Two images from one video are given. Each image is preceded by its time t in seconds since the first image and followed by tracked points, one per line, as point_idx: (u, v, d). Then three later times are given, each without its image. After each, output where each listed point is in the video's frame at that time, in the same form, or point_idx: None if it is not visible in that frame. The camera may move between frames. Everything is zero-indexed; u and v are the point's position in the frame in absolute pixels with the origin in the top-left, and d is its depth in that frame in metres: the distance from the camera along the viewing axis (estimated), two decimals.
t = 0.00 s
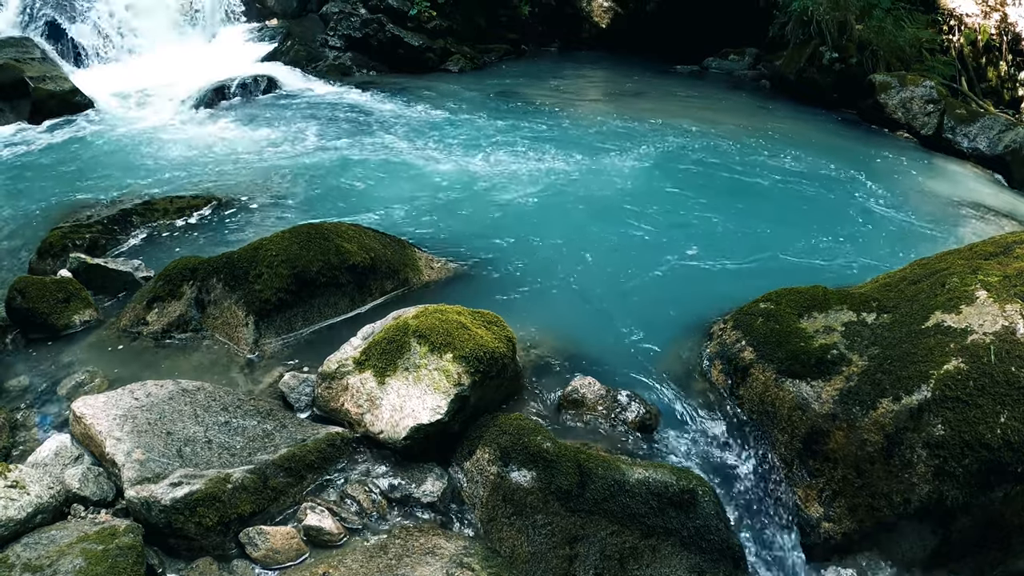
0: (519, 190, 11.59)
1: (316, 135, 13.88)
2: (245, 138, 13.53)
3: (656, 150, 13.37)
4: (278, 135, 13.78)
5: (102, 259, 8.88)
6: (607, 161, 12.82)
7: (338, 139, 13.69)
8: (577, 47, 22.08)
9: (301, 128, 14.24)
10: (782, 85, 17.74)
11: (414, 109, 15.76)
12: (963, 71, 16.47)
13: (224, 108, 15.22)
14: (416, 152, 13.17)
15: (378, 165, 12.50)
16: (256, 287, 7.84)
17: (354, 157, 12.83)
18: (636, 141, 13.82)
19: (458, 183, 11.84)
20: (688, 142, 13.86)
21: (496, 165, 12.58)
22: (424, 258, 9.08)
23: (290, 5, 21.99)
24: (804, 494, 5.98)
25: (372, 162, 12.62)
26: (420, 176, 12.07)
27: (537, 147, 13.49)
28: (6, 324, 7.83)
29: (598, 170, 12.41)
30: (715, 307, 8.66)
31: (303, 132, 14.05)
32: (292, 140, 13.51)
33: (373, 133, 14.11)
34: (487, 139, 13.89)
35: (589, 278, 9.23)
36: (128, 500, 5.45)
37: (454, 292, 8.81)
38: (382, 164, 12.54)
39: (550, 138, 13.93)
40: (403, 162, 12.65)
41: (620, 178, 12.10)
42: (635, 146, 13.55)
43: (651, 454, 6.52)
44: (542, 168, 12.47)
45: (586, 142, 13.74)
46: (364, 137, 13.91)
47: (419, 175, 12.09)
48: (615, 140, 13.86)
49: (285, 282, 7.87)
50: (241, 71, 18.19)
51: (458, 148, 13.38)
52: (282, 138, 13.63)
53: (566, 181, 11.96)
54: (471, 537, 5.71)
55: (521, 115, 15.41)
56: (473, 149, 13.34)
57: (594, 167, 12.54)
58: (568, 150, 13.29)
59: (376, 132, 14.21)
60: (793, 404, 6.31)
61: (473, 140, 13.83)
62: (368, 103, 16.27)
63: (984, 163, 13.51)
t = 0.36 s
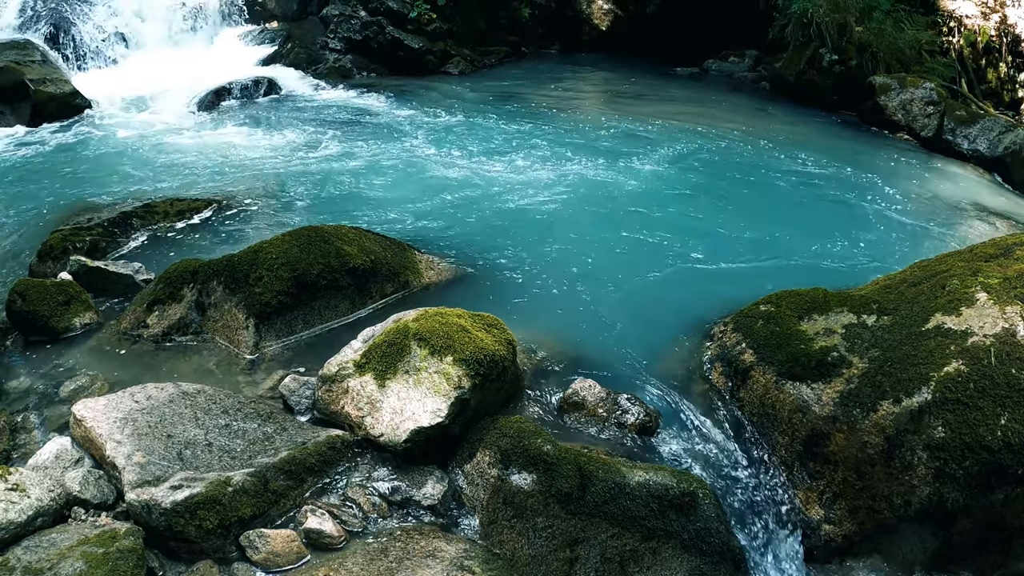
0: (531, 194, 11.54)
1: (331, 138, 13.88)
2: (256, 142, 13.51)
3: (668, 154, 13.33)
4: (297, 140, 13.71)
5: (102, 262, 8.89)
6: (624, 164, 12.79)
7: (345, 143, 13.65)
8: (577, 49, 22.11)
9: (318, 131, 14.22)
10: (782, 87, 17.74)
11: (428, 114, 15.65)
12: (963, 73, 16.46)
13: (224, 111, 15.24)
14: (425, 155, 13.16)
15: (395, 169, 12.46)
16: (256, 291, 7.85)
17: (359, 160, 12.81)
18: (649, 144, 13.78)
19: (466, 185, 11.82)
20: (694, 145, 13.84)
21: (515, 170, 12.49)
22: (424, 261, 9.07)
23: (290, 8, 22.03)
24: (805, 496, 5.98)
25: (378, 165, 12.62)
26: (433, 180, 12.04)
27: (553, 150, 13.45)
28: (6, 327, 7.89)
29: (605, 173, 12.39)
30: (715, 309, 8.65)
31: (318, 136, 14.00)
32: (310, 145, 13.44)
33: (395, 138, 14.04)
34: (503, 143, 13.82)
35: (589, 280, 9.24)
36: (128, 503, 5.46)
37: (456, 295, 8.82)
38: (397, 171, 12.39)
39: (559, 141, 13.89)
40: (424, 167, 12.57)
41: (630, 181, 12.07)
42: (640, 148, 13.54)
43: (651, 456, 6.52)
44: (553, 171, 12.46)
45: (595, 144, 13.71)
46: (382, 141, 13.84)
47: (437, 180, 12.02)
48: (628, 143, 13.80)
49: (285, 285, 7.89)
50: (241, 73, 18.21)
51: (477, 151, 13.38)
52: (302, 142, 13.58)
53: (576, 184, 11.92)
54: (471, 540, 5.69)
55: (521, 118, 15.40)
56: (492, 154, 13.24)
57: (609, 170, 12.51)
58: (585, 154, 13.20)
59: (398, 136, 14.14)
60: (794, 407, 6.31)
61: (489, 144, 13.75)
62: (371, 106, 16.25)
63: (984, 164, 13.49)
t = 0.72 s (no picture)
0: (545, 197, 11.52)
1: (336, 141, 13.83)
2: (266, 145, 13.49)
3: (681, 157, 13.32)
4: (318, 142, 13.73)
5: (103, 264, 8.90)
6: (642, 166, 12.80)
7: (359, 147, 13.58)
8: (577, 51, 22.12)
9: (325, 134, 14.27)
10: (782, 89, 17.73)
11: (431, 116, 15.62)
12: (962, 74, 16.43)
13: (223, 113, 15.21)
14: (437, 158, 13.11)
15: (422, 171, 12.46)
16: (256, 293, 7.85)
17: (365, 163, 12.78)
18: (662, 147, 13.75)
19: (475, 188, 11.80)
20: (702, 147, 13.87)
21: (536, 175, 12.38)
22: (424, 263, 9.07)
23: (290, 10, 22.01)
24: (805, 498, 5.98)
25: (390, 168, 12.59)
26: (448, 182, 12.02)
27: (570, 153, 13.39)
28: (6, 330, 7.90)
29: (615, 176, 12.36)
30: (715, 312, 8.65)
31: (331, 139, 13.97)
32: (334, 148, 13.40)
33: (417, 142, 13.92)
34: (523, 146, 13.75)
35: (590, 282, 9.24)
36: (128, 505, 5.46)
37: (456, 297, 8.82)
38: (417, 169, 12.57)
39: (574, 144, 13.85)
40: (441, 171, 12.49)
41: (644, 184, 12.09)
42: (644, 151, 13.52)
43: (651, 459, 6.51)
44: (566, 174, 12.42)
45: (607, 147, 13.69)
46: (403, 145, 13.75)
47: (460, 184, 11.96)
48: (645, 147, 13.75)
49: (285, 288, 7.89)
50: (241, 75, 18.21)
51: (500, 156, 13.24)
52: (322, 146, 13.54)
53: (588, 186, 11.91)
54: (471, 543, 5.69)
55: (522, 120, 15.41)
56: (512, 158, 13.15)
57: (625, 172, 12.52)
58: (604, 158, 13.13)
59: (418, 142, 13.98)
60: (794, 409, 6.31)
61: (507, 147, 13.73)
62: (373, 108, 16.22)
63: (984, 166, 13.48)
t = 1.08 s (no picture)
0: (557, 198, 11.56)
1: (339, 145, 13.81)
2: (270, 147, 13.48)
3: (691, 160, 13.28)
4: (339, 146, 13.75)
5: (103, 267, 8.91)
6: (658, 169, 12.82)
7: (377, 152, 13.49)
8: (577, 54, 22.14)
9: (330, 136, 14.28)
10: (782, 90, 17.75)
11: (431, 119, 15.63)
12: (962, 76, 16.41)
13: (223, 115, 15.21)
14: (450, 159, 13.19)
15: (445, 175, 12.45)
16: (256, 296, 7.85)
17: (372, 166, 12.80)
18: (670, 150, 13.73)
19: (488, 190, 11.85)
20: (708, 149, 13.88)
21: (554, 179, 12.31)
22: (424, 266, 9.07)
23: (290, 13, 21.61)
24: (806, 501, 5.96)
25: (402, 172, 12.59)
26: (460, 186, 12.01)
27: (588, 156, 13.35)
28: (7, 332, 7.91)
29: (623, 178, 12.36)
30: (715, 314, 8.65)
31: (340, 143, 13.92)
32: (343, 152, 13.39)
33: (433, 147, 13.80)
34: (544, 150, 13.66)
35: (591, 284, 9.25)
36: (128, 508, 5.46)
37: (457, 299, 8.83)
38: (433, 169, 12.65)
39: (588, 146, 13.86)
40: (441, 174, 12.48)
41: (652, 186, 12.11)
42: (646, 153, 13.52)
43: (651, 461, 6.51)
44: (577, 177, 12.39)
45: (616, 150, 13.65)
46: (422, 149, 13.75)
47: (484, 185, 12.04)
48: (651, 149, 13.75)
49: (285, 290, 7.89)
50: (241, 78, 18.22)
51: (522, 162, 13.08)
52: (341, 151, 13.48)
53: (596, 190, 11.88)
54: (472, 545, 5.69)
55: (522, 122, 15.43)
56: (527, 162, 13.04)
57: (639, 175, 12.49)
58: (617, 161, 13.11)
59: (425, 145, 13.93)
60: (794, 411, 6.31)
61: (524, 151, 13.65)
62: (374, 111, 16.16)
63: (984, 167, 13.48)
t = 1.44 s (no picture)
0: (569, 202, 11.56)
1: (343, 148, 13.81)
2: (271, 150, 13.49)
3: (705, 165, 13.23)
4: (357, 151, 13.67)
5: (103, 270, 8.91)
6: (673, 172, 12.84)
7: (399, 158, 13.36)
8: (577, 56, 22.16)
9: (335, 140, 14.27)
10: (782, 93, 17.78)
11: (432, 122, 15.63)
12: (962, 78, 16.43)
13: (223, 118, 15.23)
14: (466, 163, 13.18)
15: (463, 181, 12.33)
16: (256, 299, 7.86)
17: (384, 169, 12.83)
18: (671, 153, 13.74)
19: (500, 194, 11.83)
20: (715, 152, 13.90)
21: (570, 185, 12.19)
22: (424, 269, 9.07)
23: (291, 15, 21.73)
24: (806, 503, 5.99)
25: (417, 175, 12.56)
26: (470, 191, 11.94)
27: (606, 160, 13.31)
28: (7, 335, 7.91)
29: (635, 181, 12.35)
30: (715, 317, 8.64)
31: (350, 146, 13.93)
32: (344, 155, 13.39)
33: (434, 151, 13.80)
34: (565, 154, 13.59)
35: (592, 288, 9.25)
36: (129, 512, 5.46)
37: (459, 302, 8.83)
38: (452, 175, 12.56)
39: (600, 149, 13.86)
40: (442, 177, 12.48)
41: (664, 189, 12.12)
42: (649, 156, 13.52)
43: (651, 464, 6.52)
44: (592, 181, 12.33)
45: (628, 154, 13.61)
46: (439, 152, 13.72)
47: (496, 189, 11.99)
48: (652, 152, 13.75)
49: (285, 294, 7.89)
50: (241, 81, 18.24)
51: (544, 165, 13.04)
52: (357, 156, 13.38)
53: (608, 195, 11.82)
54: (473, 548, 5.70)
55: (522, 125, 15.44)
56: (542, 168, 12.93)
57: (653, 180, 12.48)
58: (618, 164, 13.13)
59: (426, 148, 13.93)
60: (794, 414, 6.31)
61: (542, 155, 13.57)
62: (374, 115, 16.14)
63: (984, 169, 13.48)
